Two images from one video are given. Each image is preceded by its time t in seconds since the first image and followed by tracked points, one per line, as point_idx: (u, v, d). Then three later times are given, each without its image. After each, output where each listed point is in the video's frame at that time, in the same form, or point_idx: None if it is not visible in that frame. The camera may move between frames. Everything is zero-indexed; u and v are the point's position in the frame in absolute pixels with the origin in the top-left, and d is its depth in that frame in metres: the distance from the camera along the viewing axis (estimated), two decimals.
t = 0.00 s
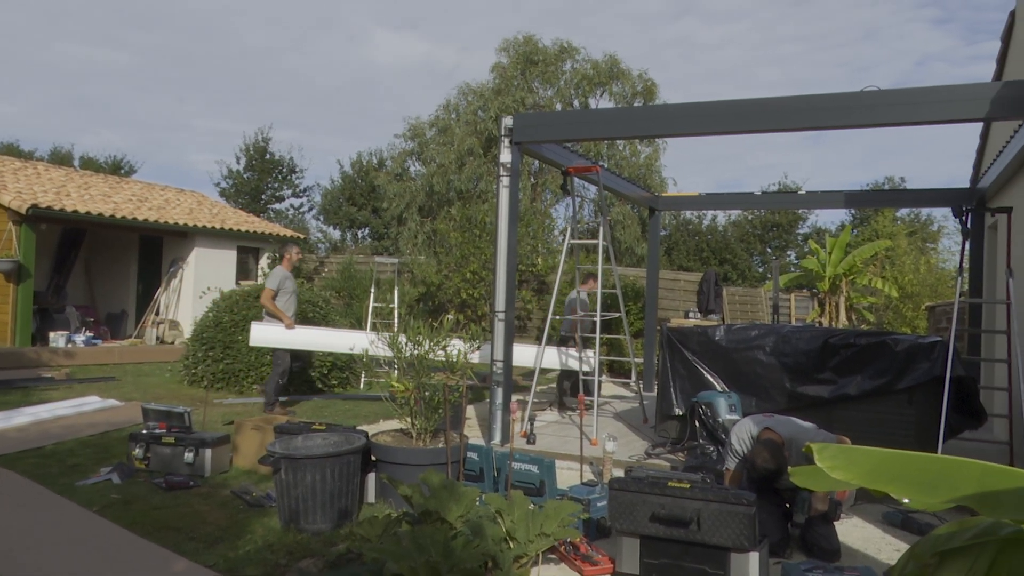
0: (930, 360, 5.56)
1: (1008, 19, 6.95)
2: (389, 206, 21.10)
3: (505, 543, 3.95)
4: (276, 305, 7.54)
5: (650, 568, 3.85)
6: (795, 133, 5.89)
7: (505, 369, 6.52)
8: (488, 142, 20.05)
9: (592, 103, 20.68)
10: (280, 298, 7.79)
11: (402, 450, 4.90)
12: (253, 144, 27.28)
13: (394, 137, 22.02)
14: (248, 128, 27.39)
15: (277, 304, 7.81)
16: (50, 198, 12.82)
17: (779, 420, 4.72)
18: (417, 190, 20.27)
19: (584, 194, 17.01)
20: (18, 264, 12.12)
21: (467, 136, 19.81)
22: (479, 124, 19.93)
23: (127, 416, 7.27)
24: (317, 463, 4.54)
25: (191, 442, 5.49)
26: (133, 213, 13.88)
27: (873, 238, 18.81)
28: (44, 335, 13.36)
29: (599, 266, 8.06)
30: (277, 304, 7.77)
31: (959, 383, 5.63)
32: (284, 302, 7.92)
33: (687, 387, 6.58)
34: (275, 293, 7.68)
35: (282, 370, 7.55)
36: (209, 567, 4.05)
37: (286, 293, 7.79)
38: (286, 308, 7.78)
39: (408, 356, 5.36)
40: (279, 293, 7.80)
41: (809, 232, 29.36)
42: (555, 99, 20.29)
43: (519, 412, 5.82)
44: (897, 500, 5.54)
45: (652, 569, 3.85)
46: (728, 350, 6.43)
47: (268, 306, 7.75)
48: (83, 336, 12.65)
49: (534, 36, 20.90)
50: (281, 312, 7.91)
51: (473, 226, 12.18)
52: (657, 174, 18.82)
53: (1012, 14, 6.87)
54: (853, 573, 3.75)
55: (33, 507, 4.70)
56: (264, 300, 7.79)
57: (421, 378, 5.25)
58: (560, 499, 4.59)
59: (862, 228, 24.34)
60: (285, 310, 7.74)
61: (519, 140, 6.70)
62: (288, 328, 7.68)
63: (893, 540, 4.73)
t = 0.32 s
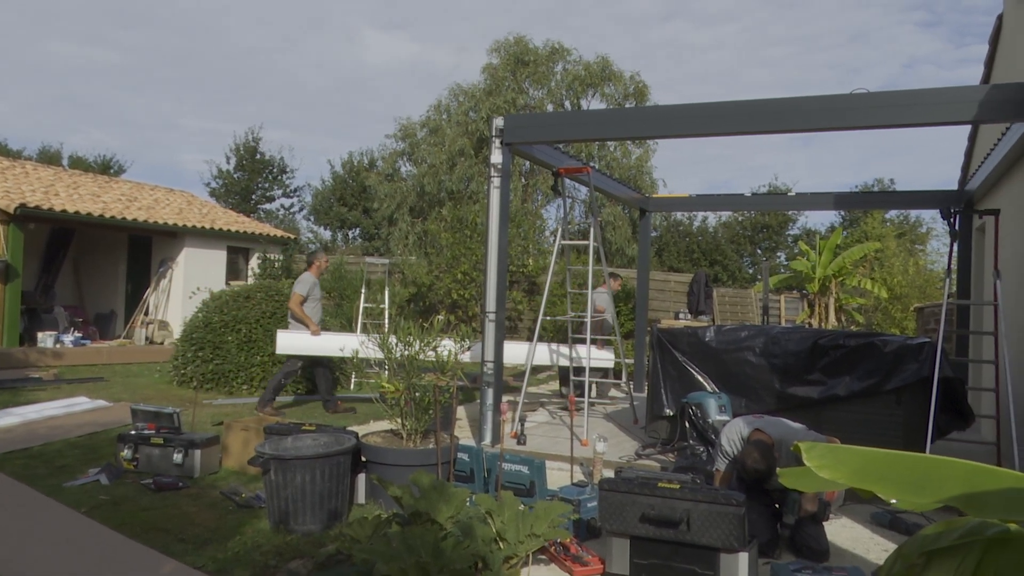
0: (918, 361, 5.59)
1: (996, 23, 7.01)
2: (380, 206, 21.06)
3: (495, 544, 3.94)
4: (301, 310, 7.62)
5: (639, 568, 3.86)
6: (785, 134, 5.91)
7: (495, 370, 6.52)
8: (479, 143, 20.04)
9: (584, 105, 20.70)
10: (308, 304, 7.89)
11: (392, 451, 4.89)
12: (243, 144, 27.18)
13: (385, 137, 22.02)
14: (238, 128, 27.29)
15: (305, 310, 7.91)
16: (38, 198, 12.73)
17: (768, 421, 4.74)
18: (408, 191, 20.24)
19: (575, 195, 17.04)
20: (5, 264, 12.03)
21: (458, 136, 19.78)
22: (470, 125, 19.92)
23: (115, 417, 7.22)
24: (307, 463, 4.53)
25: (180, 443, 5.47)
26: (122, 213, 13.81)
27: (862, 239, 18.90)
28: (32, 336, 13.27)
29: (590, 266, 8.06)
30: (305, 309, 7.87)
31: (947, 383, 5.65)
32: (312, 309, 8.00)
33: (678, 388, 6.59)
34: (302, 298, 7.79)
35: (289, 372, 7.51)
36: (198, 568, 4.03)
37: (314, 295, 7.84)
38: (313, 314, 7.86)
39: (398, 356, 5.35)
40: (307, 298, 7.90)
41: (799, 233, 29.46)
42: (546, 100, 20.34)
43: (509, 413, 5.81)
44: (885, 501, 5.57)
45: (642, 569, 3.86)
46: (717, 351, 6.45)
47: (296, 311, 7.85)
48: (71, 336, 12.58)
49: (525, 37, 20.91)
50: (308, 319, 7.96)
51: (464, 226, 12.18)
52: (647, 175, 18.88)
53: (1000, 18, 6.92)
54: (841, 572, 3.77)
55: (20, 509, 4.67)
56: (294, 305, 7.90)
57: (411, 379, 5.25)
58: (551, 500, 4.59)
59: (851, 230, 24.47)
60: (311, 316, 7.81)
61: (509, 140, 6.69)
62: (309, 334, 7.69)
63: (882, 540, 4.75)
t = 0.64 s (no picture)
0: (909, 359, 5.63)
1: (986, 22, 7.04)
2: (372, 204, 21.02)
3: (488, 542, 3.94)
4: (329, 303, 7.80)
5: (631, 565, 3.87)
6: (777, 133, 5.92)
7: (488, 368, 6.52)
8: (471, 141, 20.03)
9: (576, 103, 20.72)
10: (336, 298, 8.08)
11: (384, 449, 4.88)
12: (235, 142, 27.10)
13: (377, 136, 22.00)
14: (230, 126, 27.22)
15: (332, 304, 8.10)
16: (27, 196, 12.66)
17: (759, 418, 4.74)
18: (401, 189, 20.20)
19: (567, 193, 17.05)
20: None
21: (450, 135, 19.78)
22: (463, 123, 19.90)
23: (107, 416, 7.20)
24: (298, 462, 4.52)
25: (171, 442, 5.44)
26: (113, 211, 13.75)
27: (854, 237, 18.97)
28: (22, 335, 13.21)
29: (582, 265, 8.06)
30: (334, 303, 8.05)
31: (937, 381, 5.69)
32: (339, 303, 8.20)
33: (670, 386, 6.59)
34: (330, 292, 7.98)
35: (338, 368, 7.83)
36: (189, 567, 4.02)
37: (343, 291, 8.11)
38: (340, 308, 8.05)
39: (391, 354, 5.34)
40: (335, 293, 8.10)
41: (791, 232, 29.53)
42: (538, 98, 20.36)
43: (501, 412, 5.81)
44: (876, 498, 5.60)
45: (634, 567, 3.87)
46: (709, 348, 6.46)
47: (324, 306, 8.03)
48: (62, 335, 12.51)
49: (518, 35, 20.88)
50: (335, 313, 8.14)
51: (456, 224, 12.17)
52: (639, 173, 18.91)
53: (990, 17, 6.95)
54: (832, 568, 3.78)
55: (10, 508, 4.64)
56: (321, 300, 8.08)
57: (403, 377, 5.24)
58: (543, 498, 4.59)
59: (843, 227, 24.56)
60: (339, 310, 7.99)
61: (502, 138, 6.68)
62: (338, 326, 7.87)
63: (873, 537, 4.77)
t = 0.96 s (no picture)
0: (899, 354, 5.64)
1: (975, 19, 7.05)
2: (364, 201, 20.96)
3: (478, 539, 3.93)
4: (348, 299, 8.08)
5: (622, 562, 3.88)
6: (768, 129, 5.91)
7: (479, 365, 6.52)
8: (462, 138, 20.01)
9: (568, 100, 20.72)
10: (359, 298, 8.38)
11: (375, 446, 4.88)
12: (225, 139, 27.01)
13: (368, 133, 21.94)
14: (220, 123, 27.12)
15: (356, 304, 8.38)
16: (15, 195, 12.56)
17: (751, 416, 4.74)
18: (392, 186, 20.13)
19: (558, 191, 17.04)
20: None
21: (441, 132, 19.77)
22: (454, 120, 19.89)
23: (96, 415, 7.16)
24: (288, 460, 4.51)
25: (161, 441, 5.42)
26: (102, 209, 13.68)
27: (844, 234, 19.05)
28: (11, 333, 13.13)
29: (573, 261, 8.05)
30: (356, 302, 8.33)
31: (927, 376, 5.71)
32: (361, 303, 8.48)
33: (661, 382, 6.61)
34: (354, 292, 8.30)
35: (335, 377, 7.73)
36: (178, 566, 4.00)
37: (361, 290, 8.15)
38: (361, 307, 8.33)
39: (382, 351, 5.32)
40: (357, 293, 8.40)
41: (782, 228, 29.59)
42: (530, 95, 20.27)
43: (492, 409, 5.81)
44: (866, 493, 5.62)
45: (625, 563, 3.88)
46: (700, 345, 6.47)
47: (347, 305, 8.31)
48: (51, 334, 12.44)
49: (509, 32, 20.84)
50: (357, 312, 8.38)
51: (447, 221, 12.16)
52: (631, 170, 18.93)
53: (978, 14, 6.97)
54: (821, 564, 3.80)
55: None
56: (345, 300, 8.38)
57: (393, 375, 5.22)
58: (534, 495, 4.59)
59: (834, 224, 24.64)
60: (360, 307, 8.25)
61: (492, 135, 6.66)
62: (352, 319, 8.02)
63: (862, 532, 4.79)
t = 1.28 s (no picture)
0: (877, 351, 5.69)
1: (953, 19, 7.12)
2: (346, 199, 20.88)
3: (459, 537, 3.91)
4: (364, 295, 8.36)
5: (603, 559, 3.89)
6: (750, 127, 5.94)
7: (461, 363, 6.50)
8: (445, 136, 19.99)
9: (551, 98, 20.73)
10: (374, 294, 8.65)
11: (355, 445, 4.86)
12: (206, 136, 26.81)
13: (350, 130, 21.86)
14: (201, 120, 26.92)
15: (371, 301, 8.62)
16: None
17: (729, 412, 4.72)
18: (374, 184, 20.05)
19: (541, 188, 17.04)
20: None
21: (424, 129, 19.74)
22: (437, 118, 19.88)
23: (73, 415, 7.08)
24: (268, 459, 4.48)
25: (139, 440, 5.37)
26: (80, 207, 13.53)
27: (825, 231, 19.21)
28: None
29: (556, 259, 8.05)
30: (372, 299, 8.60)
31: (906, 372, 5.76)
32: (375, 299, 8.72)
33: (643, 380, 6.63)
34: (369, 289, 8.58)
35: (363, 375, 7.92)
36: (156, 566, 3.96)
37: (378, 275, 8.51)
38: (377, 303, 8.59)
39: (362, 350, 5.23)
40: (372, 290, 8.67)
41: (763, 225, 29.74)
42: (513, 92, 20.24)
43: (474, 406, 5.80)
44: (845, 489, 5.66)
45: (606, 560, 3.89)
46: (682, 342, 6.49)
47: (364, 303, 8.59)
48: (28, 333, 12.30)
49: (492, 29, 20.83)
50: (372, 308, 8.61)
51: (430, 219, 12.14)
52: (613, 168, 18.97)
53: (956, 14, 7.04)
54: (800, 559, 3.81)
55: None
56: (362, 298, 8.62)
57: (375, 373, 5.20)
58: (515, 493, 4.59)
59: (815, 221, 24.83)
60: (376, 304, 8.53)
61: (474, 133, 6.65)
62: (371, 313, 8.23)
63: (841, 527, 4.82)
